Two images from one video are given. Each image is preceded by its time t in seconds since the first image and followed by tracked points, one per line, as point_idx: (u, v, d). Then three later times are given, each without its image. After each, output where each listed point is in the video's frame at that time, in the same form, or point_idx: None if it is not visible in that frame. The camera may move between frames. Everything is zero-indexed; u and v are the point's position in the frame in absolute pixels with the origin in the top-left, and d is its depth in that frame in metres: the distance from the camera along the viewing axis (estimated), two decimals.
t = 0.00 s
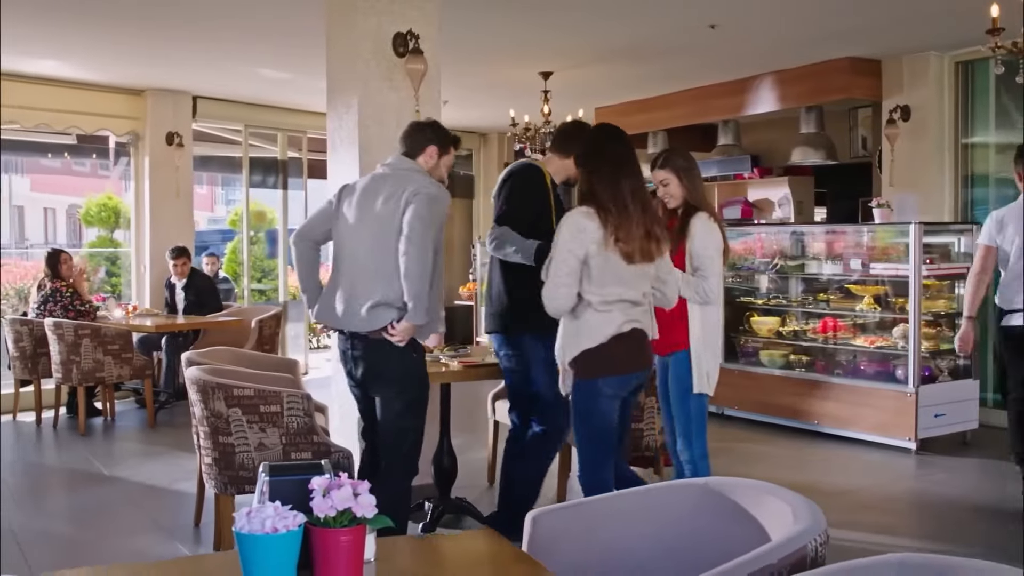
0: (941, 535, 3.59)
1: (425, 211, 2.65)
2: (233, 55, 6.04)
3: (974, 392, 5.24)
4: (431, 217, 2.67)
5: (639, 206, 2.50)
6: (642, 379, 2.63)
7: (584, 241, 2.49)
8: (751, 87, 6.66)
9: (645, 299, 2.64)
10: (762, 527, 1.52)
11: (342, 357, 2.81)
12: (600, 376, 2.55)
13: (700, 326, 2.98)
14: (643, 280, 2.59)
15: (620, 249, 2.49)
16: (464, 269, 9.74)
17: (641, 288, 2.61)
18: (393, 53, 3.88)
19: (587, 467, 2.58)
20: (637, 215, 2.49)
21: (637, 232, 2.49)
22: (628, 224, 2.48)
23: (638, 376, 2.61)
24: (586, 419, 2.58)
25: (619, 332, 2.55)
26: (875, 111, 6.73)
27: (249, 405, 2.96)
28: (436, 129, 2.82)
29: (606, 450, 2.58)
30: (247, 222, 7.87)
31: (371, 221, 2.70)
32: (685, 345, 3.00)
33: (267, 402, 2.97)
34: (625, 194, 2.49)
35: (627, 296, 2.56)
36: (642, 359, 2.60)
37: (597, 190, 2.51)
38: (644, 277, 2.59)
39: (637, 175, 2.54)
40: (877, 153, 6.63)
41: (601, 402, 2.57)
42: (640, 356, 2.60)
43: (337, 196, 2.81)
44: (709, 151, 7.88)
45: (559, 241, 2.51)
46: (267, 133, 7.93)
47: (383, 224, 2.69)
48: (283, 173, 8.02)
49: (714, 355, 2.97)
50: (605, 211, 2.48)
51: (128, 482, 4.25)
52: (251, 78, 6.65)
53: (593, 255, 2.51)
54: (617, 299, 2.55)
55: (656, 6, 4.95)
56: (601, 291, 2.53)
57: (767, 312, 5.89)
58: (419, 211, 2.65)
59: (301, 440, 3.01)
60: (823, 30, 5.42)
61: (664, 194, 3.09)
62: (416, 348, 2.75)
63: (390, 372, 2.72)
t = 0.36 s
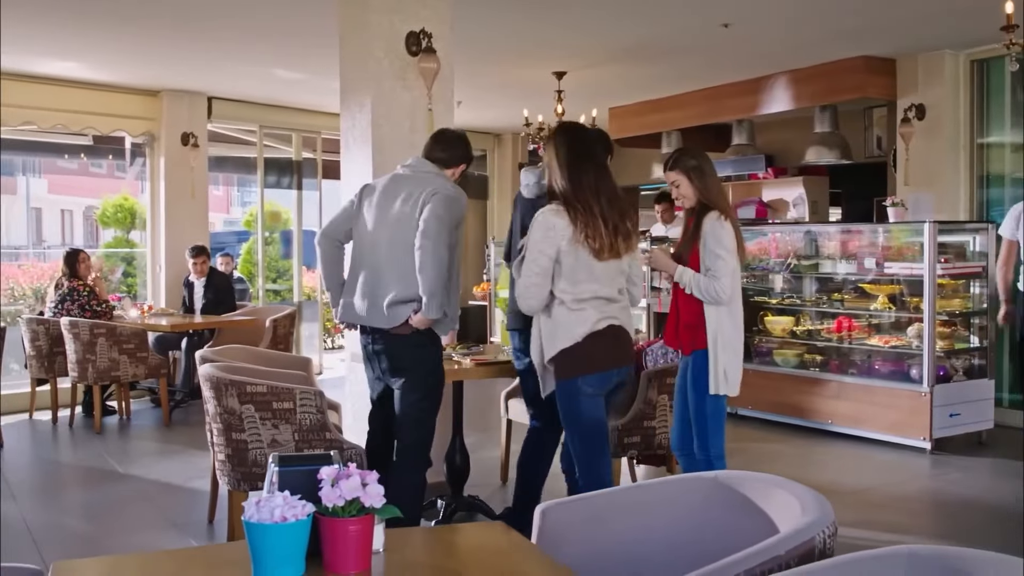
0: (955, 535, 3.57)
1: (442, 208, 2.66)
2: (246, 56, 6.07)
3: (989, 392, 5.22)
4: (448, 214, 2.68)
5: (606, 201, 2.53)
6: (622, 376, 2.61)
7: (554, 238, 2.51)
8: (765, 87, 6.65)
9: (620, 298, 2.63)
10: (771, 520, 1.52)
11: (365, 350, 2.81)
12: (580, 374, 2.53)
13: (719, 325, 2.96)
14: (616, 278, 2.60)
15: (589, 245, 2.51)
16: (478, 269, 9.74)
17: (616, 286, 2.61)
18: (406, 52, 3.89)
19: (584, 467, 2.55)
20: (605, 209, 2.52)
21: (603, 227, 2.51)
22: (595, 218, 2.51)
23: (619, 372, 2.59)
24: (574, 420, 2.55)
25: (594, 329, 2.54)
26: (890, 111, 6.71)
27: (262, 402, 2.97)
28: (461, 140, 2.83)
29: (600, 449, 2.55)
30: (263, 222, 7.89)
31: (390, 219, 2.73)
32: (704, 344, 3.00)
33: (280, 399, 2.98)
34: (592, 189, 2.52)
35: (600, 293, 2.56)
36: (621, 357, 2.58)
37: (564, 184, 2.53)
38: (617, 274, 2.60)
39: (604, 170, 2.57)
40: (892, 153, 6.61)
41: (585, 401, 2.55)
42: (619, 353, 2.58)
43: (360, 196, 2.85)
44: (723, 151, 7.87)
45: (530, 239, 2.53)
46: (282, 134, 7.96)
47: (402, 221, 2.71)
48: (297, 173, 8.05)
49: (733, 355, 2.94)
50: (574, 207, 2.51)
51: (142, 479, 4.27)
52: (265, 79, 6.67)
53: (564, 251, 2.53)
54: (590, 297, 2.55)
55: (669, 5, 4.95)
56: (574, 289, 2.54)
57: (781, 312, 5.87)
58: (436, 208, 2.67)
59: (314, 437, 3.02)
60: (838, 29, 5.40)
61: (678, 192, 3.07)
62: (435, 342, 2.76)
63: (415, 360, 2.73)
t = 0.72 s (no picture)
0: (966, 535, 3.56)
1: (410, 204, 2.83)
2: (257, 57, 6.09)
3: (1001, 392, 5.19)
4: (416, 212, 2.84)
5: (581, 203, 2.58)
6: (586, 373, 2.63)
7: (531, 232, 2.53)
8: (776, 86, 6.64)
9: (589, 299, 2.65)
10: (778, 512, 1.52)
11: (354, 347, 3.03)
12: (547, 369, 2.56)
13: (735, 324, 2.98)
14: (587, 278, 2.62)
15: (566, 244, 2.54)
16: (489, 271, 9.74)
17: (586, 286, 2.63)
18: (416, 51, 3.89)
19: (554, 459, 2.59)
20: (581, 209, 2.56)
21: (582, 227, 2.55)
22: (575, 219, 2.55)
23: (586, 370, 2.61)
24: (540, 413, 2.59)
25: (562, 327, 2.55)
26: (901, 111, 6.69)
27: (272, 398, 2.98)
28: (449, 158, 2.96)
29: (567, 441, 2.60)
30: (274, 223, 7.91)
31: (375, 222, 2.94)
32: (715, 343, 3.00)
33: (290, 396, 2.99)
34: (568, 190, 2.57)
35: (571, 291, 2.58)
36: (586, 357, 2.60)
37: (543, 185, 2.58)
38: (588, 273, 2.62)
39: (576, 171, 2.62)
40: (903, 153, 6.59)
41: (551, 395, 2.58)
42: (585, 353, 2.60)
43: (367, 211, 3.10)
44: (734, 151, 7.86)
45: (507, 233, 2.55)
46: (293, 135, 7.97)
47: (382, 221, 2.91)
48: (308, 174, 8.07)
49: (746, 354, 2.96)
50: (555, 206, 2.55)
51: (154, 478, 4.29)
52: (276, 79, 6.69)
53: (538, 246, 2.55)
54: (561, 294, 2.57)
55: (679, 5, 4.95)
56: (545, 284, 2.56)
57: (792, 311, 5.86)
58: (407, 204, 2.84)
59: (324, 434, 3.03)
60: (849, 28, 5.39)
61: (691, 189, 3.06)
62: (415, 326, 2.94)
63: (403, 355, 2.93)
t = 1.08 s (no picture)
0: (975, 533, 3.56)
1: (405, 207, 2.97)
2: (266, 57, 6.11)
3: (1011, 392, 5.18)
4: (409, 213, 2.98)
5: (558, 198, 2.74)
6: (550, 367, 2.79)
7: (514, 224, 2.69)
8: (786, 86, 6.64)
9: (559, 293, 2.82)
10: (786, 504, 1.53)
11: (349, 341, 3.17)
12: (508, 359, 2.71)
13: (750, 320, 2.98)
14: (562, 272, 2.80)
15: (547, 237, 2.71)
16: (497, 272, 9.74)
17: (558, 280, 2.80)
18: (425, 50, 3.90)
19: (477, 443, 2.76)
20: (559, 205, 2.73)
21: (560, 222, 2.72)
22: (554, 213, 2.71)
23: (548, 365, 2.77)
24: (489, 398, 2.74)
25: (531, 320, 2.72)
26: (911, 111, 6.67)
27: (281, 395, 2.99)
28: (441, 152, 3.10)
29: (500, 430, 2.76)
30: (283, 225, 7.92)
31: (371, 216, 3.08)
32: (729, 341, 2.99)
33: (299, 393, 3.00)
34: (549, 187, 2.73)
35: (544, 285, 2.75)
36: (552, 350, 2.77)
37: (523, 180, 2.73)
38: (561, 267, 2.79)
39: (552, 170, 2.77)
40: (913, 152, 6.58)
41: (502, 383, 2.73)
42: (550, 349, 2.76)
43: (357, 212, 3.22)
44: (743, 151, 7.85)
45: (490, 223, 2.70)
46: (302, 136, 7.98)
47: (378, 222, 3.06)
48: (317, 175, 8.08)
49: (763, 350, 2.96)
50: (537, 201, 2.70)
51: (163, 476, 4.30)
52: (284, 80, 6.70)
53: (517, 238, 2.71)
54: (535, 285, 2.73)
55: (688, 3, 4.95)
56: (521, 275, 2.72)
57: (801, 311, 5.85)
58: (401, 206, 2.98)
59: (332, 431, 3.04)
60: (859, 27, 5.38)
61: (699, 189, 3.05)
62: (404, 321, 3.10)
63: (400, 356, 3.10)
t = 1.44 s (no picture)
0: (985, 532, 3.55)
1: (406, 224, 3.00)
2: (276, 59, 6.12)
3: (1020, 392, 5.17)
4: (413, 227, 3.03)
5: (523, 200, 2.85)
6: (520, 367, 2.86)
7: (484, 224, 2.78)
8: (794, 87, 6.64)
9: (527, 293, 2.90)
10: (795, 497, 1.55)
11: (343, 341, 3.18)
12: (476, 359, 2.79)
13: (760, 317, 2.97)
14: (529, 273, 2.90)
15: (517, 238, 2.82)
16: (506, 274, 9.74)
17: (525, 281, 2.89)
18: (434, 49, 3.91)
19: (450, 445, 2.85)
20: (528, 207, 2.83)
21: (530, 223, 2.85)
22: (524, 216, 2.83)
23: (517, 364, 2.84)
24: (460, 397, 2.82)
25: (498, 320, 2.80)
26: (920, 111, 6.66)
27: (291, 393, 3.00)
28: (428, 143, 3.13)
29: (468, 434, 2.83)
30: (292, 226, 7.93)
31: (367, 220, 3.09)
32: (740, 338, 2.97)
33: (308, 391, 3.02)
34: (513, 190, 2.84)
35: (511, 285, 2.84)
36: (522, 349, 2.85)
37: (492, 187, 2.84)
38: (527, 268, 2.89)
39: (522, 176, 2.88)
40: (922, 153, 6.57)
41: (472, 383, 2.81)
42: (519, 349, 2.84)
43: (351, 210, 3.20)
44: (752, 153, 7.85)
45: (453, 226, 2.78)
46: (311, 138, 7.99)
47: (376, 231, 3.08)
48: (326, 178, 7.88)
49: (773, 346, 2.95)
50: (506, 203, 2.81)
51: (174, 475, 4.31)
52: (294, 81, 6.71)
53: (482, 240, 2.80)
54: (501, 285, 2.82)
55: (698, 4, 4.95)
56: (487, 276, 2.81)
57: (810, 312, 5.84)
58: (402, 222, 3.01)
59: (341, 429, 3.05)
60: (868, 27, 5.38)
61: (705, 189, 3.06)
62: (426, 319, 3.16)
63: (383, 350, 3.11)
